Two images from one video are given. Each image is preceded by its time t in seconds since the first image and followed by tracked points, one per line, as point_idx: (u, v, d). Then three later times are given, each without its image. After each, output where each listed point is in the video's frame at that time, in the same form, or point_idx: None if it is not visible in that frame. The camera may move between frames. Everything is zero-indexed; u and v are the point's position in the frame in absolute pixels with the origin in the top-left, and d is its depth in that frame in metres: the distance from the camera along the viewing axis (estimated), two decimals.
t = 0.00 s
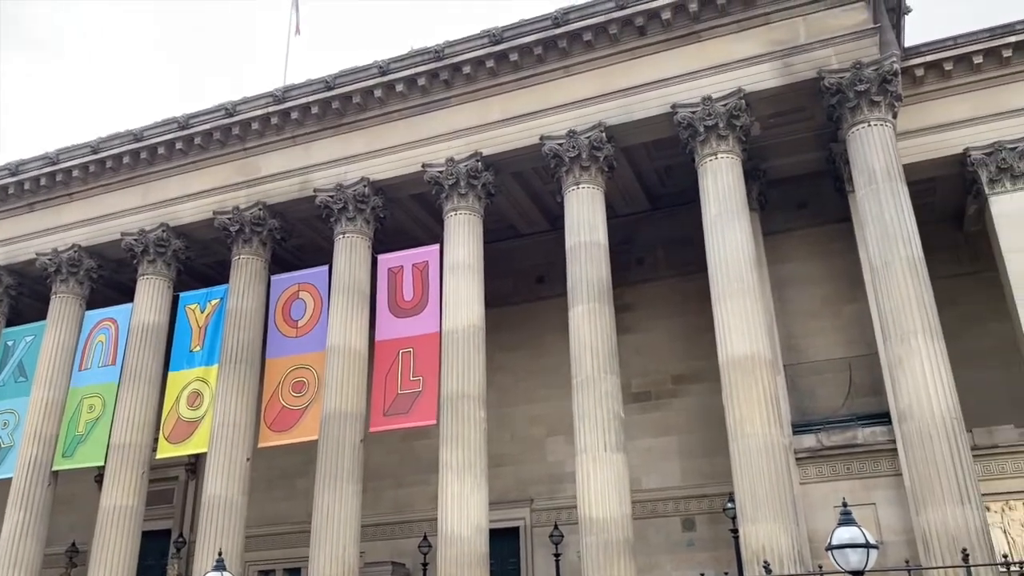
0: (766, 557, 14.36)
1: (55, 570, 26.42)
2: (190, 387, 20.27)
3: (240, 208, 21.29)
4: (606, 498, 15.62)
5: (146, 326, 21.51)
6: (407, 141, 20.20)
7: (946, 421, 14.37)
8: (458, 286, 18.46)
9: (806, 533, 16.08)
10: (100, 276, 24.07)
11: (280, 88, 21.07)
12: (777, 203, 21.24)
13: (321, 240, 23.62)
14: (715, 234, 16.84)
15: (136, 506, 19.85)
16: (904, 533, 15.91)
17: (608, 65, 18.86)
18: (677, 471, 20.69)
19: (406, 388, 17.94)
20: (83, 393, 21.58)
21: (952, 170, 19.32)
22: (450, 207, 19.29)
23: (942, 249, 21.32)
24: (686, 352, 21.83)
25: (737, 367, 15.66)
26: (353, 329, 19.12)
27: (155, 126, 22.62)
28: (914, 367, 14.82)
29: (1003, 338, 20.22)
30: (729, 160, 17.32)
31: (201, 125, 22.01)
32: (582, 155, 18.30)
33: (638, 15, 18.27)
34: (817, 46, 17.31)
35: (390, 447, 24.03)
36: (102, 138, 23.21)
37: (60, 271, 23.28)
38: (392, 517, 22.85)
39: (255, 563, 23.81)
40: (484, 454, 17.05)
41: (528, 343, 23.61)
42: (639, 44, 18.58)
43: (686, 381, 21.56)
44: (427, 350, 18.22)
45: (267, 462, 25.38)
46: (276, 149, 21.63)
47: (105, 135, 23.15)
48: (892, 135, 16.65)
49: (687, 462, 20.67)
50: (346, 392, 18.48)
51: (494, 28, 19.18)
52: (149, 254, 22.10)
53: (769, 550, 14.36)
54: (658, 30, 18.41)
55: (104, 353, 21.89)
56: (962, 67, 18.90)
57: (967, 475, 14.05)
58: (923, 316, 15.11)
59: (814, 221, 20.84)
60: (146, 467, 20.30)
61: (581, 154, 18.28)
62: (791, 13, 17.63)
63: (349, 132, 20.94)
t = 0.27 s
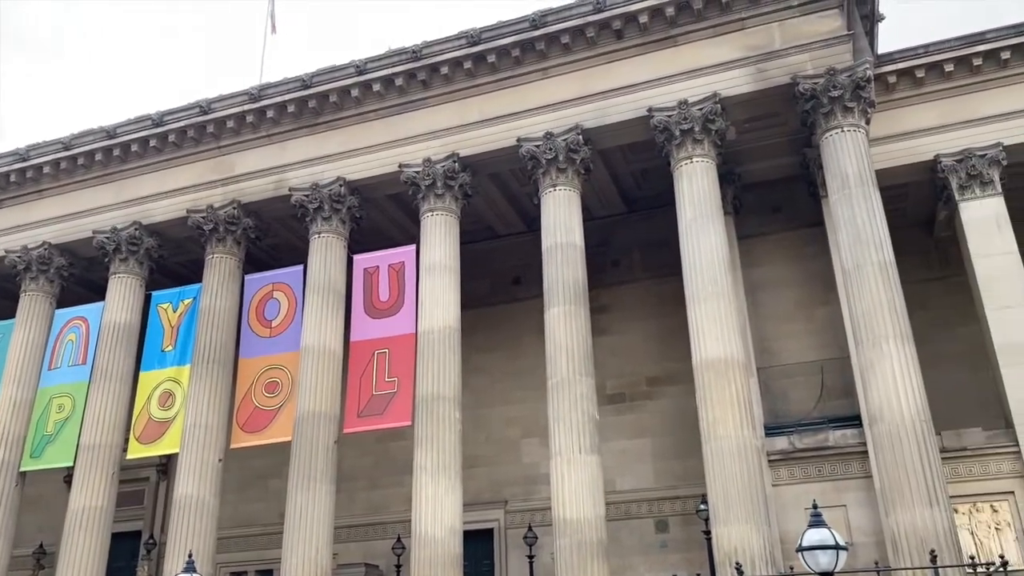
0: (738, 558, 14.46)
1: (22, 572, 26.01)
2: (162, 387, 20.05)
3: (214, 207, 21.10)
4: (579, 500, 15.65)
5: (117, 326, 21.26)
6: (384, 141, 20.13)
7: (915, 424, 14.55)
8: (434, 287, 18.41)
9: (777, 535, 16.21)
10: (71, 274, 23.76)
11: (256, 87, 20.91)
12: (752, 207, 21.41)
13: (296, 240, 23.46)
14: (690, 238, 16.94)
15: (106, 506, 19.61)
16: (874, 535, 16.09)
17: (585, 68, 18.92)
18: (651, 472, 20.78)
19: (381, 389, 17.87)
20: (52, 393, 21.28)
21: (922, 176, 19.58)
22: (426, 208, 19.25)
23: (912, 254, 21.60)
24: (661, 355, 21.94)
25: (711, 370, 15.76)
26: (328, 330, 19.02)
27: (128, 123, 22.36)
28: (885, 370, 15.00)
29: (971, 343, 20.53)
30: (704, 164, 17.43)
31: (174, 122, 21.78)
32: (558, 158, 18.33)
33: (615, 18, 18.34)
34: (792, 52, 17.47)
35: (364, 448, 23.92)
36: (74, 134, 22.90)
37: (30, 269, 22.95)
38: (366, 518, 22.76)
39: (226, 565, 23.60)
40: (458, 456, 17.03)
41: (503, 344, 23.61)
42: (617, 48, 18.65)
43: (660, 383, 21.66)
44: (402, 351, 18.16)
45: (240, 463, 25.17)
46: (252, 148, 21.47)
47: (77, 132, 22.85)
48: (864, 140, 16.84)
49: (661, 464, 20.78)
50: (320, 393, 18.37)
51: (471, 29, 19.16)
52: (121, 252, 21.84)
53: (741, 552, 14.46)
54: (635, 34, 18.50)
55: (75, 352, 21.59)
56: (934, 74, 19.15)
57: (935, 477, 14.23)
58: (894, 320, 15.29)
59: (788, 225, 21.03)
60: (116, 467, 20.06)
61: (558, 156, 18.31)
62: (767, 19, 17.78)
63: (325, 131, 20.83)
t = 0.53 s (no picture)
0: (711, 559, 14.53)
1: None
2: (132, 387, 19.80)
3: (188, 205, 20.88)
4: (554, 501, 15.65)
5: (87, 324, 21.00)
6: (360, 140, 20.02)
7: (886, 426, 14.71)
8: (410, 287, 18.34)
9: (750, 536, 16.29)
10: (41, 272, 23.41)
11: (231, 84, 20.72)
12: (727, 210, 21.54)
13: (270, 239, 23.27)
14: (666, 240, 17.00)
15: (74, 507, 19.32)
16: (845, 536, 16.23)
17: (563, 70, 18.94)
18: (625, 474, 20.83)
19: (355, 390, 17.77)
20: (20, 392, 20.94)
21: (895, 181, 19.80)
22: (403, 208, 19.17)
23: (884, 258, 21.85)
24: (636, 356, 22.01)
25: (685, 372, 15.83)
26: (302, 330, 18.88)
27: (101, 119, 22.06)
28: (857, 373, 15.14)
29: (941, 346, 20.80)
30: (680, 167, 17.51)
31: (148, 119, 21.52)
32: (535, 159, 18.32)
33: (593, 21, 18.37)
34: (768, 56, 17.60)
35: (338, 449, 23.77)
36: (45, 130, 22.56)
37: None
38: (339, 520, 22.62)
39: (197, 567, 23.35)
40: (433, 457, 16.97)
41: (479, 345, 23.57)
42: (594, 50, 18.69)
43: (635, 385, 21.73)
44: (377, 351, 18.07)
45: (212, 464, 24.92)
46: (226, 146, 21.27)
47: (48, 127, 22.51)
48: (838, 145, 17.00)
49: (635, 465, 20.84)
50: (294, 393, 18.24)
51: (449, 29, 19.11)
52: (92, 250, 21.54)
53: (714, 553, 14.52)
54: (613, 36, 18.55)
55: (44, 350, 21.26)
56: (907, 81, 19.37)
57: (905, 479, 14.39)
58: (866, 323, 15.44)
59: (763, 229, 21.18)
60: (85, 468, 19.79)
61: (535, 157, 18.31)
62: (743, 23, 17.91)
63: (301, 130, 20.69)
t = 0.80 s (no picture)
0: (688, 560, 14.61)
1: None
2: (108, 387, 19.60)
3: (165, 204, 20.71)
4: (532, 502, 15.66)
5: (63, 324, 20.81)
6: (341, 140, 19.95)
7: (862, 428, 14.84)
8: (390, 287, 18.29)
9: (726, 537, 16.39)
10: (16, 270, 23.16)
11: (211, 82, 20.58)
12: (706, 213, 21.66)
13: (249, 238, 23.13)
14: (645, 242, 17.06)
15: (48, 509, 19.11)
16: (821, 537, 16.36)
17: (544, 71, 18.97)
18: (604, 475, 20.88)
19: (334, 390, 17.69)
20: None
21: (872, 186, 19.99)
22: (383, 208, 19.12)
23: (861, 261, 22.05)
24: (616, 358, 22.07)
25: (664, 373, 15.90)
26: (280, 330, 18.79)
27: (78, 116, 21.83)
28: (833, 376, 15.26)
29: (915, 349, 21.03)
30: (660, 170, 17.59)
31: (125, 117, 21.32)
32: (516, 160, 18.34)
33: (575, 23, 18.42)
34: (747, 61, 17.72)
35: (316, 449, 23.66)
36: (20, 126, 22.30)
37: None
38: (317, 521, 22.51)
39: (172, 568, 23.15)
40: (411, 458, 16.93)
41: (459, 346, 23.54)
42: (575, 52, 18.74)
43: (615, 386, 21.80)
44: (356, 352, 18.00)
45: (189, 464, 24.72)
46: (205, 144, 21.12)
47: (23, 124, 22.25)
48: (816, 149, 17.14)
49: (614, 466, 20.90)
50: (272, 393, 18.13)
51: (430, 29, 19.08)
52: (68, 248, 21.32)
53: (692, 554, 14.60)
54: (594, 39, 18.60)
55: (18, 349, 20.85)
56: (885, 86, 19.57)
57: (880, 481, 14.54)
58: (843, 326, 15.57)
59: (742, 232, 21.31)
60: (60, 469, 19.58)
61: (516, 159, 18.32)
62: (723, 27, 18.02)
63: (281, 129, 20.59)
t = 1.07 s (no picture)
0: (663, 561, 14.67)
1: None
2: (79, 386, 19.36)
3: (140, 201, 20.50)
4: (508, 503, 15.66)
5: (34, 322, 20.55)
6: (318, 138, 19.84)
7: (835, 430, 14.99)
8: (367, 288, 18.21)
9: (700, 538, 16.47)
10: None
11: (187, 79, 20.40)
12: (683, 216, 21.79)
13: (224, 237, 22.95)
14: (622, 244, 17.12)
15: (16, 509, 18.84)
16: (794, 538, 16.48)
17: (522, 73, 18.99)
18: (580, 476, 20.92)
19: (309, 390, 17.59)
20: None
21: (846, 191, 20.19)
22: (360, 208, 19.04)
23: (835, 265, 22.29)
24: (592, 359, 22.13)
25: (640, 375, 15.96)
26: (256, 329, 18.66)
27: (51, 111, 21.56)
28: (807, 378, 15.40)
29: (888, 352, 21.27)
30: (637, 172, 17.66)
31: (100, 113, 21.08)
32: (495, 161, 18.33)
33: (553, 25, 18.45)
34: (724, 65, 17.84)
35: (291, 450, 23.51)
36: None
37: None
38: (291, 522, 22.38)
39: (143, 570, 22.91)
40: (387, 459, 16.87)
41: (436, 347, 23.50)
42: (554, 54, 18.78)
43: (591, 388, 21.85)
44: (333, 352, 17.91)
45: (161, 465, 24.47)
46: (180, 142, 20.94)
47: None
48: (792, 154, 17.28)
49: (589, 467, 20.96)
50: (246, 394, 17.99)
51: (409, 29, 19.04)
52: (40, 245, 21.05)
53: (666, 555, 14.66)
54: (573, 41, 18.64)
55: None
56: (859, 92, 19.78)
57: (853, 483, 14.69)
58: (817, 329, 15.72)
59: (718, 235, 21.45)
60: (29, 469, 19.30)
61: (495, 160, 18.32)
62: (701, 31, 18.13)
63: (257, 127, 20.45)
